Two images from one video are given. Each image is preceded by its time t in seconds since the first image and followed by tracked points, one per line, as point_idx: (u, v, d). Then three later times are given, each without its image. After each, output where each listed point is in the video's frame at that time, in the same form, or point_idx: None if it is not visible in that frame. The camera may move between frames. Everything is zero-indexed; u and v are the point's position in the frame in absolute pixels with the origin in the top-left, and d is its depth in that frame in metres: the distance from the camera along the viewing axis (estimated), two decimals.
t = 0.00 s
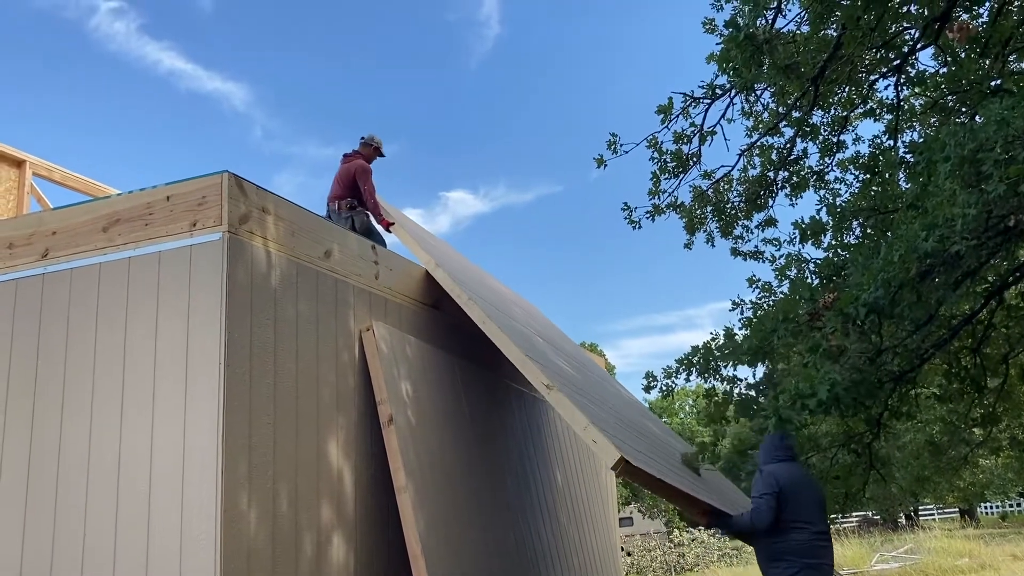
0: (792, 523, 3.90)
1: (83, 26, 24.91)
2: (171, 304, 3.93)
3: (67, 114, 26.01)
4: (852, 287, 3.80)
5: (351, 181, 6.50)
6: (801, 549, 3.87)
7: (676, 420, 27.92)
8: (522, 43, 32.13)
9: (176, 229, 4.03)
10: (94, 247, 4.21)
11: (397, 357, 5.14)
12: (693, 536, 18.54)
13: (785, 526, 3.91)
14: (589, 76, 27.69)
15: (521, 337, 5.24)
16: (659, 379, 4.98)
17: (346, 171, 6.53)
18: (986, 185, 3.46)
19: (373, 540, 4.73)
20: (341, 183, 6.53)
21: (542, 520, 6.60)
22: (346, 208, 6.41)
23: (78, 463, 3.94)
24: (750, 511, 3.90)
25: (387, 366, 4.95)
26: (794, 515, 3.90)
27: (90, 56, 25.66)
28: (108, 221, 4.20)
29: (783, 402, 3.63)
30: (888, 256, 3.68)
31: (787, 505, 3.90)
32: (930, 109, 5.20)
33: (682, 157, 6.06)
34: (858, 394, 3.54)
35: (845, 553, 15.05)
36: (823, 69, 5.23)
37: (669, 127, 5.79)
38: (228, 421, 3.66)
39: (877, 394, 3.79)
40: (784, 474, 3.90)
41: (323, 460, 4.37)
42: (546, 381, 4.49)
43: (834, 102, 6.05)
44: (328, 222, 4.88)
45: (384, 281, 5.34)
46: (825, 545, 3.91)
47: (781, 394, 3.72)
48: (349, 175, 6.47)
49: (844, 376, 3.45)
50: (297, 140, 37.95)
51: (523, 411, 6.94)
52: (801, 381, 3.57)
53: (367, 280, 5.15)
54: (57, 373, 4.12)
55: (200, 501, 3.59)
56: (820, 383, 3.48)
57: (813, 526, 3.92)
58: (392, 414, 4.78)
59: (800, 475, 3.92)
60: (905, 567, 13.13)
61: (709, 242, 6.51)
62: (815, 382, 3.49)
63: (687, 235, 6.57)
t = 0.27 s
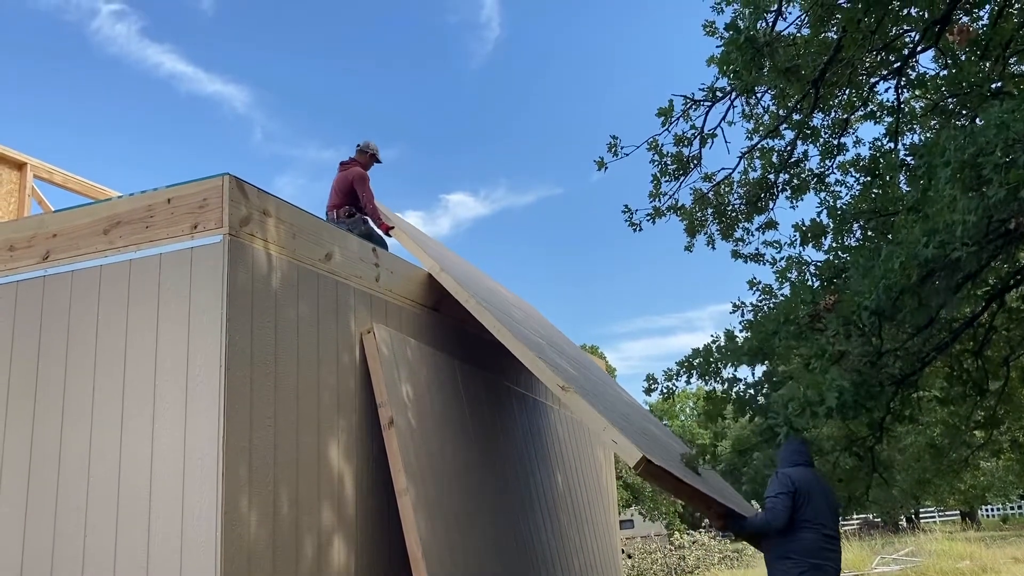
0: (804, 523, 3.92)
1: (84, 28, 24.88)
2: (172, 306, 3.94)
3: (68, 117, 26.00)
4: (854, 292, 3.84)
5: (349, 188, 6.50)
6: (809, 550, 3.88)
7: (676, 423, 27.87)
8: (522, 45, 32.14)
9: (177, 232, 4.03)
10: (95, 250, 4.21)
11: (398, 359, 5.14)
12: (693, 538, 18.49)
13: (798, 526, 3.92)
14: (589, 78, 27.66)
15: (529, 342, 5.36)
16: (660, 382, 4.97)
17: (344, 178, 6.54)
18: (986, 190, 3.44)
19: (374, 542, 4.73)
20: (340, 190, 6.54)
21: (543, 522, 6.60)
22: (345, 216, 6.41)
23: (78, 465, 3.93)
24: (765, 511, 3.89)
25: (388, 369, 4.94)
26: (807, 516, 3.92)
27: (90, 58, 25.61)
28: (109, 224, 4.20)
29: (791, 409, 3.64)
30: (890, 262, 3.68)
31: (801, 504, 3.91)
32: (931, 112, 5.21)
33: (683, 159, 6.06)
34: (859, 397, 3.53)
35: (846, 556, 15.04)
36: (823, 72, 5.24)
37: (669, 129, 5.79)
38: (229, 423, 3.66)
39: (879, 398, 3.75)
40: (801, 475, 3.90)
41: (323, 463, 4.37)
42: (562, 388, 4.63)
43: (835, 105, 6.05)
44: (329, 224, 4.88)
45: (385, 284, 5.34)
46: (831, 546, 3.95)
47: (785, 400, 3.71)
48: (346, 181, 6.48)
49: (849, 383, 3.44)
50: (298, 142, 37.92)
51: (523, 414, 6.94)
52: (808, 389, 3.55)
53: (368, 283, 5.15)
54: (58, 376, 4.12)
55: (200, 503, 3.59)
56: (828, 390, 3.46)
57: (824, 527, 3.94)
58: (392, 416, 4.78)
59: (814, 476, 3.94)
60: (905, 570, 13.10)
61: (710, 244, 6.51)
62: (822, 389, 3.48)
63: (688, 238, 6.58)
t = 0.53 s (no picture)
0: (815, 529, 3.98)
1: (84, 29, 24.84)
2: (171, 307, 3.93)
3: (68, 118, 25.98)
4: (852, 292, 3.87)
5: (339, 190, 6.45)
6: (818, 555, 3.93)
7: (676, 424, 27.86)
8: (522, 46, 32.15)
9: (175, 233, 4.03)
10: (94, 251, 4.21)
11: (396, 361, 5.14)
12: (693, 540, 18.48)
13: (809, 533, 3.97)
14: (587, 80, 27.66)
15: (533, 346, 5.44)
16: (658, 383, 4.96)
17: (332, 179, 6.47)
18: (984, 190, 3.45)
19: (373, 544, 4.73)
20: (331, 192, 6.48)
21: (542, 523, 6.61)
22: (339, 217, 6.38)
23: (77, 466, 3.93)
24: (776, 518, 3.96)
25: (387, 370, 4.94)
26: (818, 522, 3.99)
27: (91, 59, 25.60)
28: (107, 225, 4.20)
29: (778, 401, 3.70)
30: (888, 261, 3.66)
31: (811, 513, 3.97)
32: (929, 114, 5.23)
33: (682, 161, 6.06)
34: (857, 397, 3.53)
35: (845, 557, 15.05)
36: (822, 74, 5.25)
37: (668, 131, 5.80)
38: (227, 424, 3.66)
39: (877, 399, 3.73)
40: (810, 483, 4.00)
41: (322, 465, 4.37)
42: (572, 396, 4.71)
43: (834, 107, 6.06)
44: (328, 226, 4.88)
45: (384, 285, 5.34)
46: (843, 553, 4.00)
47: (781, 392, 3.72)
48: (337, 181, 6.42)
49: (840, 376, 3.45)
50: (297, 143, 37.90)
51: (522, 415, 6.93)
52: (798, 381, 3.60)
53: (367, 284, 5.15)
54: (57, 377, 4.11)
55: (199, 505, 3.58)
56: (816, 383, 3.50)
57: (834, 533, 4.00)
58: (391, 418, 4.78)
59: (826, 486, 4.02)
60: (905, 571, 13.11)
61: (709, 246, 6.51)
62: (812, 382, 3.51)
63: (687, 240, 6.59)
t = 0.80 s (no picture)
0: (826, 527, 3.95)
1: (82, 28, 24.79)
2: (169, 307, 3.93)
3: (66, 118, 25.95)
4: (849, 290, 3.85)
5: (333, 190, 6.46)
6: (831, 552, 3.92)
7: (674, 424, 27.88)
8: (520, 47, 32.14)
9: (173, 233, 4.02)
10: (92, 251, 4.20)
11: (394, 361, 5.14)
12: (690, 540, 18.49)
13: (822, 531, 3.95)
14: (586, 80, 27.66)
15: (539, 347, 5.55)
16: (657, 383, 4.95)
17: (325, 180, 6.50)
18: (982, 190, 3.46)
19: (370, 544, 4.72)
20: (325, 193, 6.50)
21: (540, 523, 6.61)
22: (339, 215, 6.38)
23: (74, 465, 3.93)
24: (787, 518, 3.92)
25: (385, 370, 4.94)
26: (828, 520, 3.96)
27: (91, 59, 25.58)
28: (105, 225, 4.19)
29: (783, 409, 3.67)
30: (886, 259, 3.66)
31: (822, 511, 3.94)
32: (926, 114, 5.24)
33: (680, 161, 6.06)
34: (855, 398, 3.51)
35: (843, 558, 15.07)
36: (821, 74, 5.26)
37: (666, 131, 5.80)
38: (225, 424, 3.66)
39: (874, 399, 3.74)
40: (821, 483, 3.93)
41: (320, 465, 4.37)
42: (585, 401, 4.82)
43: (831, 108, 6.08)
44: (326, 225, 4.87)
45: (382, 285, 5.34)
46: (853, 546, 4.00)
47: (781, 400, 3.69)
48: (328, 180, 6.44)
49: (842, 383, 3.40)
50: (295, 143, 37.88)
51: (520, 415, 6.93)
52: (801, 390, 3.54)
53: (365, 284, 5.15)
54: (54, 377, 4.11)
55: (197, 505, 3.58)
56: (819, 391, 3.44)
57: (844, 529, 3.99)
58: (389, 418, 4.78)
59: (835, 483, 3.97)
60: (902, 571, 13.12)
61: (707, 246, 6.52)
62: (814, 390, 3.46)
63: (684, 240, 6.60)
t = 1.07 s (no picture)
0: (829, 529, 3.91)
1: (79, 27, 24.76)
2: (165, 307, 3.93)
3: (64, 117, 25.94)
4: (847, 295, 3.81)
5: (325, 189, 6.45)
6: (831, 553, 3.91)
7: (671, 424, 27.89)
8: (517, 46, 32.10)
9: (169, 233, 4.02)
10: (89, 250, 4.19)
11: (391, 361, 5.13)
12: (687, 540, 18.49)
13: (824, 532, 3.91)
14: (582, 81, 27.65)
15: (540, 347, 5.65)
16: (653, 383, 4.95)
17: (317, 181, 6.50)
18: (978, 193, 3.45)
19: (366, 545, 4.72)
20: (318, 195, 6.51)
21: (537, 523, 6.62)
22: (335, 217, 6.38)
23: (70, 465, 3.93)
24: (791, 519, 3.86)
25: (381, 369, 4.93)
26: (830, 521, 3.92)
27: (88, 59, 25.54)
28: (101, 224, 4.19)
29: (776, 407, 3.69)
30: (883, 264, 3.64)
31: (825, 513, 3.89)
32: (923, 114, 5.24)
33: (676, 161, 6.08)
34: (850, 397, 3.55)
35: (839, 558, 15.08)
36: (817, 74, 5.26)
37: (663, 131, 5.81)
38: (221, 424, 3.65)
39: (870, 399, 3.76)
40: (826, 485, 3.87)
41: (316, 465, 4.36)
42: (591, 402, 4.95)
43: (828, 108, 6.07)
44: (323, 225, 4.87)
45: (379, 285, 5.34)
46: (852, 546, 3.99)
47: (772, 399, 3.76)
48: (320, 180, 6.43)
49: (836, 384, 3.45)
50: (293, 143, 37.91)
51: (517, 415, 6.93)
52: (793, 389, 3.59)
53: (362, 283, 5.15)
54: (50, 377, 4.10)
55: (193, 505, 3.58)
56: (813, 390, 3.49)
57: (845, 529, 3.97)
58: (386, 418, 4.78)
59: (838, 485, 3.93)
60: (898, 572, 13.12)
61: (704, 246, 6.52)
62: (807, 388, 3.51)
63: (681, 240, 6.59)
